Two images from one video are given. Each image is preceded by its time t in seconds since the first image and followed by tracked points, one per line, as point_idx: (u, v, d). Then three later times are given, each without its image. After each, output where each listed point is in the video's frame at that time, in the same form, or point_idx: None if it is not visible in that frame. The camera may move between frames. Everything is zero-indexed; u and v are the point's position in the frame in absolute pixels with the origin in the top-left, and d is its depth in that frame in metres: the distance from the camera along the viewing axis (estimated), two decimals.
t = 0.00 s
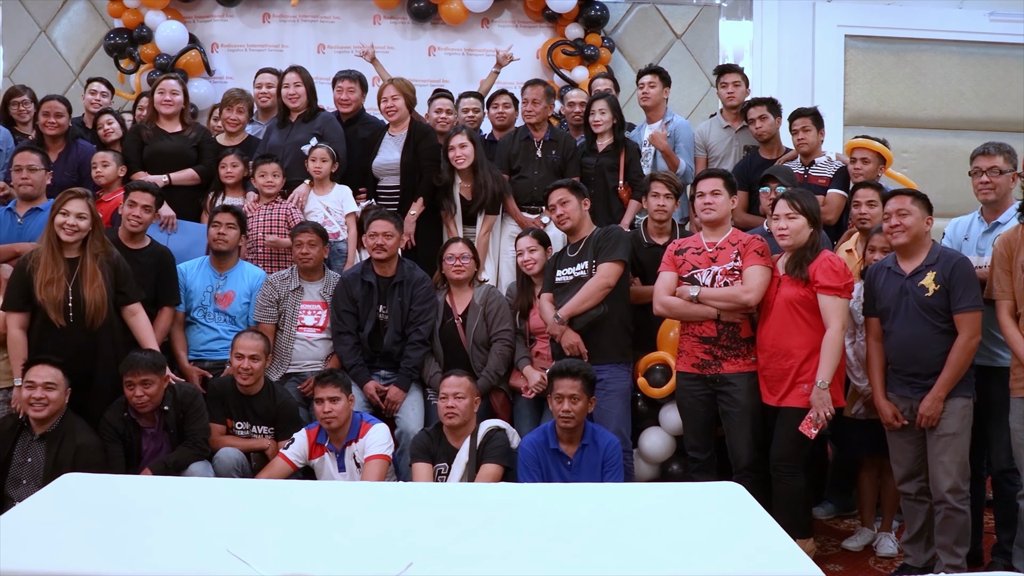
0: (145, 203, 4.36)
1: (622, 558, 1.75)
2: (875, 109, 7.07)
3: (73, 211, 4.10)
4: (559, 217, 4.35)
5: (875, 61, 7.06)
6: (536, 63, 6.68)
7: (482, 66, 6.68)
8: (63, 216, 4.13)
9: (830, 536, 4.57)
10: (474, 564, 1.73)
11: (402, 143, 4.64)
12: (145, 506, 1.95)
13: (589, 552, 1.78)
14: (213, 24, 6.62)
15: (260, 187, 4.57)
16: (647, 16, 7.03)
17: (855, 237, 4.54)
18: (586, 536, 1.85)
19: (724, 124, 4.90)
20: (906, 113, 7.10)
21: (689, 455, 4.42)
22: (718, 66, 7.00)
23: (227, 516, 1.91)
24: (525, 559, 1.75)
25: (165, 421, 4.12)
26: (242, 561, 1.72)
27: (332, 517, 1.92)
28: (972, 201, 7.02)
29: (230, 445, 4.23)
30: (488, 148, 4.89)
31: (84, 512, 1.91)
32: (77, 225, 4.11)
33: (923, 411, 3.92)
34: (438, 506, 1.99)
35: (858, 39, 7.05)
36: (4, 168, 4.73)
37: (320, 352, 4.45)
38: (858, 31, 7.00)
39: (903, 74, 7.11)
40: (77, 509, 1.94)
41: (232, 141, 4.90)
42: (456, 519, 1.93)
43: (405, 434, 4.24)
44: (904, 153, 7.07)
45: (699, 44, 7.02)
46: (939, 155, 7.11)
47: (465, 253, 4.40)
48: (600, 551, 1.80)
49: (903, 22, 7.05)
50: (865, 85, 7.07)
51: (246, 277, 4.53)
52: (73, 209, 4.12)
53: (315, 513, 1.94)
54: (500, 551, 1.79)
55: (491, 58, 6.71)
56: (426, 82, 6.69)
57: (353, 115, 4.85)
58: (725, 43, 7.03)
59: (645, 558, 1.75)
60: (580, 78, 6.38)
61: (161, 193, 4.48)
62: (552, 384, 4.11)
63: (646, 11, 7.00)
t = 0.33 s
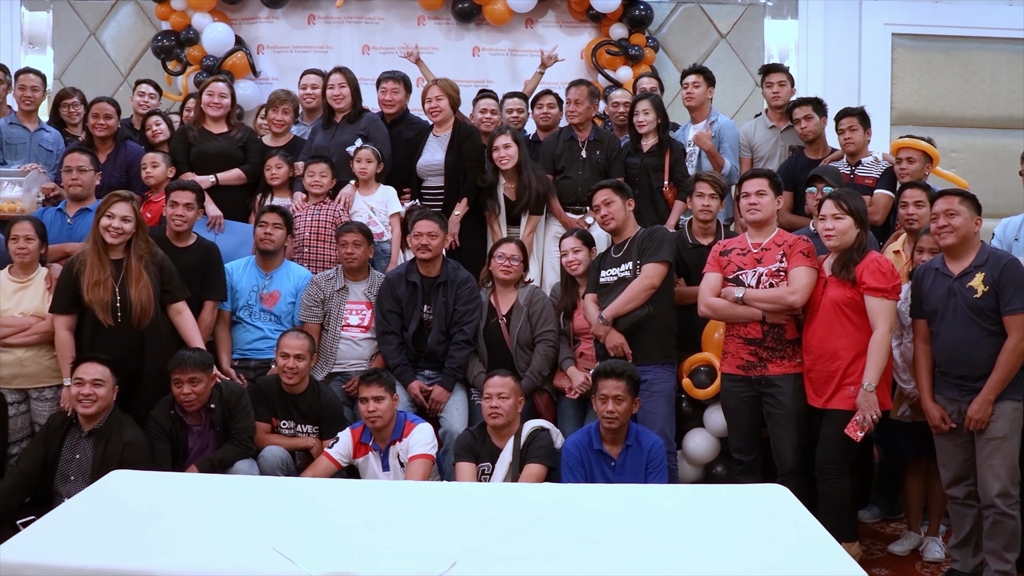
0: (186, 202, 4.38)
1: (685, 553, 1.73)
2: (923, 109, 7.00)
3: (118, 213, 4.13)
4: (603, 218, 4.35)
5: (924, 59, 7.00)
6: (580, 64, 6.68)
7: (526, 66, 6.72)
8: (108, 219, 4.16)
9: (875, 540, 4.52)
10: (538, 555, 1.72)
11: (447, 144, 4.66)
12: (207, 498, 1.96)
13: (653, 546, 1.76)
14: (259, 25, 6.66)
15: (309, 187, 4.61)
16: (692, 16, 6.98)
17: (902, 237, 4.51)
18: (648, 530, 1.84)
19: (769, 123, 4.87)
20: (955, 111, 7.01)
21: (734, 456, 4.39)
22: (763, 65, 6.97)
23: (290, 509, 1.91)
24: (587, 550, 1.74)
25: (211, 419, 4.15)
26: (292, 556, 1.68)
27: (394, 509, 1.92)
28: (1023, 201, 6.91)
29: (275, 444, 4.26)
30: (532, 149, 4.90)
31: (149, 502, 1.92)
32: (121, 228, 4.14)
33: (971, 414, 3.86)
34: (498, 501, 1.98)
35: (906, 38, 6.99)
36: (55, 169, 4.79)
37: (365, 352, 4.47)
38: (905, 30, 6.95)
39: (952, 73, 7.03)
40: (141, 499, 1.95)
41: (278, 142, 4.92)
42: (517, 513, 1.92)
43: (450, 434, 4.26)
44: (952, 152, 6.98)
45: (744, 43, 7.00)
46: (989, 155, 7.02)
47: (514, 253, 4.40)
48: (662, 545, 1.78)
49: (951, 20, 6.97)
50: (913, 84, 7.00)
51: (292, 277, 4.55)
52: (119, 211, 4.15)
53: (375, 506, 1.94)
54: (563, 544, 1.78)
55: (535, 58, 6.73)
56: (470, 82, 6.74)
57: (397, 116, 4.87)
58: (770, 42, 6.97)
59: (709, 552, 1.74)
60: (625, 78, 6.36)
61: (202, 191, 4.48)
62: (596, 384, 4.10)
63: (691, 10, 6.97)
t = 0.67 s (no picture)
0: (219, 201, 4.39)
1: (734, 559, 1.73)
2: (967, 108, 6.93)
3: (157, 213, 4.13)
4: (641, 218, 4.34)
5: (967, 58, 6.93)
6: (619, 64, 6.67)
7: (565, 66, 6.72)
8: (147, 219, 4.17)
9: (916, 544, 4.47)
10: (585, 561, 1.72)
11: (485, 144, 4.67)
12: (259, 505, 1.99)
13: (701, 553, 1.75)
14: (298, 27, 6.76)
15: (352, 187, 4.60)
16: (731, 16, 6.95)
17: (944, 238, 4.46)
18: (696, 536, 1.83)
19: (809, 124, 4.84)
20: (999, 111, 6.94)
21: (772, 458, 4.37)
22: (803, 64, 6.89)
23: (340, 515, 1.93)
24: (636, 557, 1.74)
25: (251, 418, 4.18)
26: (330, 555, 1.73)
27: (443, 516, 1.93)
28: None
29: (313, 443, 4.28)
30: (571, 149, 4.89)
31: (203, 506, 1.96)
32: (161, 227, 4.14)
33: (1014, 417, 3.80)
34: (546, 508, 1.98)
35: (948, 36, 6.93)
36: (98, 170, 4.84)
37: (403, 352, 4.48)
38: (947, 28, 6.89)
39: (996, 72, 6.97)
40: (196, 503, 1.99)
41: (317, 142, 4.94)
42: (565, 519, 1.92)
43: (487, 433, 4.27)
44: (995, 152, 6.91)
45: (784, 42, 6.94)
46: None
47: (553, 254, 4.40)
48: (710, 550, 1.77)
49: (996, 18, 6.90)
50: (956, 82, 6.94)
51: (331, 277, 4.57)
52: (159, 211, 4.14)
53: (424, 512, 1.96)
54: (610, 550, 1.78)
55: (574, 58, 6.73)
56: (509, 82, 6.76)
57: (436, 116, 4.89)
58: (810, 42, 6.93)
59: (760, 560, 1.72)
60: (664, 77, 6.33)
61: (235, 191, 4.50)
62: (635, 385, 4.08)
63: (730, 9, 6.95)
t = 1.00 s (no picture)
0: (258, 201, 4.40)
1: (791, 563, 1.70)
2: (1007, 107, 6.88)
3: (197, 212, 4.17)
4: (678, 219, 4.32)
5: (1008, 56, 6.87)
6: (656, 64, 6.66)
7: (602, 66, 6.71)
8: (188, 218, 4.20)
9: (956, 547, 4.40)
10: (638, 563, 1.71)
11: (522, 145, 4.67)
12: (307, 501, 2.01)
13: (757, 556, 1.73)
14: (335, 28, 6.81)
15: (389, 186, 4.62)
16: (768, 15, 6.90)
17: (985, 239, 4.41)
18: (750, 539, 1.81)
19: (847, 123, 4.81)
20: None
21: (810, 460, 4.34)
22: (841, 64, 6.82)
23: (390, 514, 1.93)
24: (690, 559, 1.72)
25: (289, 416, 4.20)
26: (368, 555, 1.73)
27: (493, 516, 1.92)
28: None
29: (350, 442, 4.30)
30: (608, 149, 4.89)
31: (247, 506, 1.97)
32: (201, 226, 4.18)
33: None
34: (597, 508, 1.97)
35: (989, 34, 6.86)
36: (137, 171, 4.88)
37: (440, 352, 4.50)
38: (988, 26, 6.83)
39: None
40: (240, 502, 2.01)
41: (354, 143, 4.98)
42: (616, 520, 1.91)
43: (523, 434, 4.28)
44: None
45: (823, 42, 6.86)
46: None
47: (589, 254, 4.40)
48: (766, 553, 1.75)
49: None
50: (997, 81, 6.88)
51: (368, 277, 4.59)
52: (198, 210, 4.18)
53: (474, 512, 1.95)
54: (663, 551, 1.76)
55: (611, 58, 6.72)
56: (546, 82, 6.76)
57: (472, 116, 4.89)
58: (849, 40, 6.86)
59: (817, 563, 1.70)
60: (701, 77, 6.30)
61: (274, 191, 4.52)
62: (672, 386, 4.06)
63: (767, 8, 6.89)
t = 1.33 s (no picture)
0: (305, 201, 4.44)
1: (863, 569, 1.67)
2: None
3: (248, 210, 4.21)
4: (725, 220, 4.30)
5: None
6: (704, 64, 6.62)
7: (649, 67, 6.70)
8: (238, 217, 4.25)
9: (1006, 556, 4.32)
10: (705, 566, 1.68)
11: (570, 146, 4.67)
12: (364, 500, 2.02)
13: (827, 562, 1.70)
14: (384, 29, 6.86)
15: (437, 187, 4.64)
16: (817, 15, 6.91)
17: None
18: (817, 544, 1.78)
19: (897, 124, 4.79)
20: None
21: (858, 464, 4.30)
22: (891, 64, 6.80)
23: (453, 515, 1.93)
24: (759, 563, 1.69)
25: (337, 415, 4.23)
26: (415, 554, 1.72)
27: (558, 517, 1.91)
28: None
29: (396, 442, 4.31)
30: (655, 149, 4.88)
31: (304, 504, 1.99)
32: (252, 224, 4.22)
33: None
34: (662, 511, 1.95)
35: None
36: (187, 170, 4.92)
37: (486, 352, 4.50)
38: None
39: None
40: (298, 500, 2.02)
41: (402, 143, 4.98)
42: (680, 523, 1.89)
43: (569, 435, 4.28)
44: None
45: (872, 42, 6.85)
46: None
47: (637, 256, 4.40)
48: (838, 559, 1.71)
49: None
50: None
51: (415, 276, 4.61)
52: (248, 209, 4.22)
53: (537, 514, 1.94)
54: (731, 553, 1.74)
55: (658, 59, 6.71)
56: (593, 82, 6.76)
57: (520, 117, 4.90)
58: (898, 39, 6.83)
59: (892, 570, 1.66)
60: (749, 78, 6.27)
61: (321, 190, 4.55)
62: (719, 388, 4.04)
63: (817, 9, 6.90)
